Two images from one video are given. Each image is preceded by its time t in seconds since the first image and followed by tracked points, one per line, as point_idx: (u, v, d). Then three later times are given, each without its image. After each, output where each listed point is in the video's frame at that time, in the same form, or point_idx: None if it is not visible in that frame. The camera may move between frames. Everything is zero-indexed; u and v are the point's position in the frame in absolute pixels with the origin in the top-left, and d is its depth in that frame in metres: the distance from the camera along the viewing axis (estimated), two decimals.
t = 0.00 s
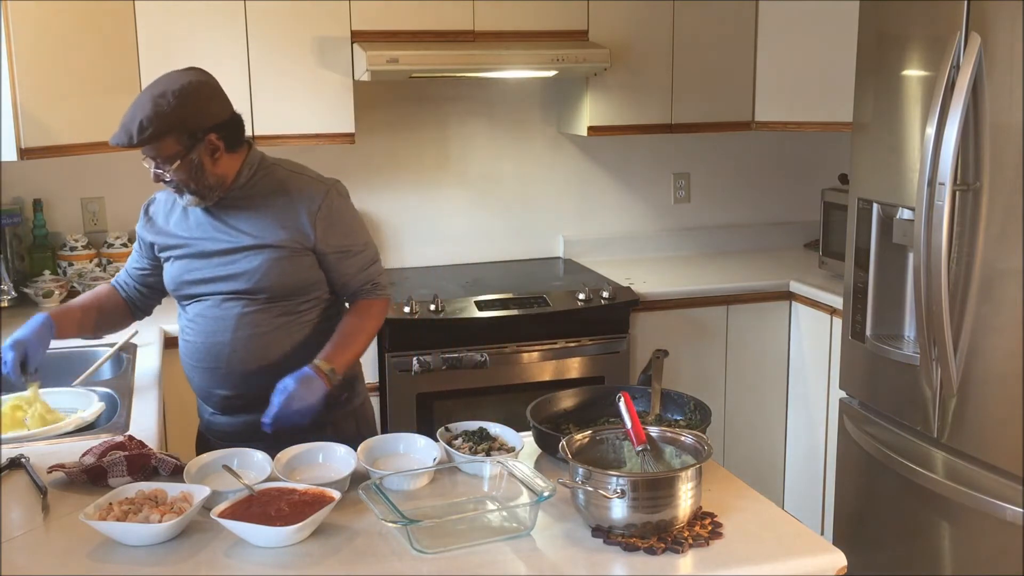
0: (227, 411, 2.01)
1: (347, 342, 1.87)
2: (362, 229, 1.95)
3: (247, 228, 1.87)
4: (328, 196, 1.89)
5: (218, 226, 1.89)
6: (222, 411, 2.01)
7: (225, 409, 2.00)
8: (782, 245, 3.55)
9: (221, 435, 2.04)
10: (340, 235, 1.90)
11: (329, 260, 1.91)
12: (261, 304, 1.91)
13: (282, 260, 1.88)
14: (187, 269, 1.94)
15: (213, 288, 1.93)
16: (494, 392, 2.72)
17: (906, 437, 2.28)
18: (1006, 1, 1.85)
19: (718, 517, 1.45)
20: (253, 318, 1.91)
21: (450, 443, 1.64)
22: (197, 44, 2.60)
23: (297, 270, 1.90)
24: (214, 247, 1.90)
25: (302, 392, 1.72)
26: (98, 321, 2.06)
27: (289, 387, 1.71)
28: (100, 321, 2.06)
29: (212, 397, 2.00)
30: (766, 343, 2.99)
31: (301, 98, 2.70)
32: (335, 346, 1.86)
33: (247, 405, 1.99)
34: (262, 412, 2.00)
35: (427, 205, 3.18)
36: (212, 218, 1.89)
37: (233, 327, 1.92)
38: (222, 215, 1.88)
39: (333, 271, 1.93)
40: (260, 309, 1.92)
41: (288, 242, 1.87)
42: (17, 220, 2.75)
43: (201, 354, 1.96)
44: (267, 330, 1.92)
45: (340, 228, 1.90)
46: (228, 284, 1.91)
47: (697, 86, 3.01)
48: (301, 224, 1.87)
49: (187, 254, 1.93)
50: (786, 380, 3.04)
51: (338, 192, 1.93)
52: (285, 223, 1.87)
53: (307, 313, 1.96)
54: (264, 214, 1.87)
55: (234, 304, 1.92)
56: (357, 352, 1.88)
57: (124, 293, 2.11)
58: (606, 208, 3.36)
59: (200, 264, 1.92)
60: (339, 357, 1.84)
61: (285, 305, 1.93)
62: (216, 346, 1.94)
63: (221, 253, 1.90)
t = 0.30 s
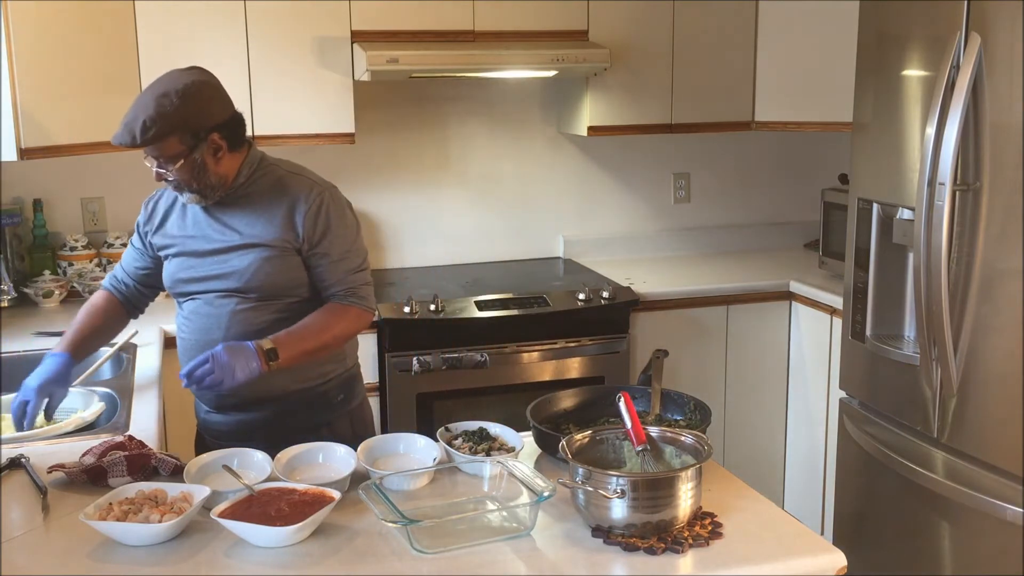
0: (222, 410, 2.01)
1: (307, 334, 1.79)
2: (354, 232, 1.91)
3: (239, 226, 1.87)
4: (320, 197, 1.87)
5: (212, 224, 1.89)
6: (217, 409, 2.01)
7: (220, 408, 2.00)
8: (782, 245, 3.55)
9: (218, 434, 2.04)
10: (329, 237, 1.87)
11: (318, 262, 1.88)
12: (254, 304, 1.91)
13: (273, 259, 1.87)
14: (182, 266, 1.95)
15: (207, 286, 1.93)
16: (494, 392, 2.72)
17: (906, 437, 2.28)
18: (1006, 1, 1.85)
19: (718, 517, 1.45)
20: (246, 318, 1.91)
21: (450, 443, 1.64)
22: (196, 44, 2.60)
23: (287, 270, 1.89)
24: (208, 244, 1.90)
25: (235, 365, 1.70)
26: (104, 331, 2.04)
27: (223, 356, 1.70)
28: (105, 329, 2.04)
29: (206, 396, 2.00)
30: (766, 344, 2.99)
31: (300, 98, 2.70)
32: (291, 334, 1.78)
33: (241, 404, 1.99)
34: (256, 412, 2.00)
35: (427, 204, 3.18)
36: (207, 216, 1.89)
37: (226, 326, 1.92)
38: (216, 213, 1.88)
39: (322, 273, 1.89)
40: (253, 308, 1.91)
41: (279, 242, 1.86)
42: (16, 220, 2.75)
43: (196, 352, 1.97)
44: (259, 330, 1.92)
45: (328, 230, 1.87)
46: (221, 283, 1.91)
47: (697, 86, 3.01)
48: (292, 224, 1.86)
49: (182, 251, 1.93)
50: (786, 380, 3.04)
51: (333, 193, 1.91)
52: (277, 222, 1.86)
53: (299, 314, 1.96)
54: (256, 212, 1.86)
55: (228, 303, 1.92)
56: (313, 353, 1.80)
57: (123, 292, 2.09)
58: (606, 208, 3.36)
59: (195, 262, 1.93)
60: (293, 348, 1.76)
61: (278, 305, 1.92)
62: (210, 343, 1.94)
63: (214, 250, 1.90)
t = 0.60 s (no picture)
0: (221, 410, 2.01)
1: (306, 332, 1.79)
2: (350, 231, 1.91)
3: (235, 227, 1.87)
4: (315, 197, 1.86)
5: (208, 225, 1.89)
6: (215, 410, 2.01)
7: (219, 408, 2.00)
8: (782, 245, 3.55)
9: (217, 435, 2.04)
10: (324, 237, 1.86)
11: (313, 263, 1.88)
12: (250, 304, 1.91)
13: (268, 260, 1.87)
14: (180, 267, 1.95)
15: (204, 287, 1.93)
16: (494, 391, 2.72)
17: (906, 437, 2.28)
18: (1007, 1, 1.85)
19: (718, 517, 1.45)
20: (243, 319, 1.91)
21: (450, 443, 1.64)
22: (197, 43, 2.60)
23: (283, 271, 1.89)
24: (204, 246, 1.90)
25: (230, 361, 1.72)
26: (107, 333, 2.06)
27: (217, 354, 1.72)
28: (108, 333, 2.06)
29: (205, 397, 2.00)
30: (766, 344, 2.99)
31: (300, 98, 2.70)
32: (290, 332, 1.79)
33: (239, 405, 1.99)
34: (255, 412, 2.00)
35: (427, 204, 3.18)
36: (203, 217, 1.89)
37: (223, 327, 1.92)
38: (211, 215, 1.88)
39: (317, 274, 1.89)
40: (249, 309, 1.91)
41: (273, 243, 1.86)
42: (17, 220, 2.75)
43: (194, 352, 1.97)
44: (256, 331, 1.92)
45: (323, 230, 1.86)
46: (218, 284, 1.91)
47: (697, 86, 3.01)
48: (287, 224, 1.86)
49: (179, 253, 1.93)
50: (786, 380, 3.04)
51: (328, 192, 1.90)
52: (271, 223, 1.86)
53: (296, 313, 1.96)
54: (251, 213, 1.86)
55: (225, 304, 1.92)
56: (312, 351, 1.81)
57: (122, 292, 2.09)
58: (606, 208, 3.36)
59: (192, 263, 1.93)
60: (291, 345, 1.77)
61: (275, 305, 1.93)
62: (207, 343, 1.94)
63: (210, 252, 1.90)
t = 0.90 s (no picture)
0: (220, 408, 2.01)
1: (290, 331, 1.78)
2: (343, 233, 1.89)
3: (233, 227, 1.87)
4: (311, 196, 1.86)
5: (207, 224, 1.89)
6: (216, 408, 2.01)
7: (218, 406, 2.00)
8: (782, 245, 3.55)
9: (218, 433, 2.04)
10: (317, 238, 1.85)
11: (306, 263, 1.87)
12: (248, 304, 1.91)
13: (264, 260, 1.87)
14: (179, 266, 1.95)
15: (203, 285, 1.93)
16: (494, 391, 2.72)
17: (906, 437, 2.28)
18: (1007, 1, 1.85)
19: (718, 517, 1.45)
20: (241, 318, 1.91)
21: (450, 443, 1.64)
22: (197, 44, 2.60)
23: (278, 271, 1.88)
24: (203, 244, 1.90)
25: (206, 350, 1.72)
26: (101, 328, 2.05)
27: (193, 342, 1.71)
28: (102, 327, 2.06)
29: (205, 395, 2.00)
30: (766, 344, 2.99)
31: (299, 98, 2.70)
32: (273, 328, 1.78)
33: (239, 403, 1.99)
34: (254, 410, 2.00)
35: (427, 204, 3.18)
36: (202, 216, 1.89)
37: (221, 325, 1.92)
38: (210, 214, 1.88)
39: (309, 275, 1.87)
40: (247, 308, 1.91)
41: (270, 242, 1.86)
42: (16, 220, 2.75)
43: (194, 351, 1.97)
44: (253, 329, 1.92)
45: (315, 228, 1.86)
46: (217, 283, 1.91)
47: (697, 86, 3.01)
48: (283, 223, 1.85)
49: (178, 251, 1.94)
50: (786, 380, 3.04)
51: (324, 193, 1.90)
52: (268, 222, 1.85)
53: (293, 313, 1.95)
54: (249, 212, 1.86)
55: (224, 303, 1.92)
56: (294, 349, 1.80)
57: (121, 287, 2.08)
58: (606, 208, 3.36)
59: (192, 262, 1.93)
60: (272, 340, 1.77)
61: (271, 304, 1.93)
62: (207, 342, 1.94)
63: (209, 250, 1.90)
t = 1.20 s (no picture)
0: (220, 405, 2.01)
1: (225, 328, 1.72)
2: (316, 236, 1.84)
3: (226, 225, 1.87)
4: (297, 195, 1.84)
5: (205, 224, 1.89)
6: (215, 405, 2.01)
7: (218, 403, 2.01)
8: (782, 245, 3.55)
9: (218, 431, 2.04)
10: (285, 242, 1.81)
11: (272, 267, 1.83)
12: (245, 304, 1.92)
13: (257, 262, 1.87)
14: (178, 266, 1.96)
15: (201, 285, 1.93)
16: (494, 391, 2.72)
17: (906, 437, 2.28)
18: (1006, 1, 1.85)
19: (718, 517, 1.45)
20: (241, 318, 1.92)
21: (450, 443, 1.64)
22: (197, 44, 2.61)
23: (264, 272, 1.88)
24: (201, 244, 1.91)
25: (137, 341, 1.66)
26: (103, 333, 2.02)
27: (126, 331, 1.66)
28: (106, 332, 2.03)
29: (205, 391, 2.00)
30: (766, 343, 2.99)
31: (299, 98, 2.70)
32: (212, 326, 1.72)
33: (238, 399, 1.99)
34: (253, 406, 2.00)
35: (427, 204, 3.18)
36: (199, 215, 1.90)
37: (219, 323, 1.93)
38: (206, 212, 1.89)
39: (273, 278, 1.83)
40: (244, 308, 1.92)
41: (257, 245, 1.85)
42: (16, 220, 2.75)
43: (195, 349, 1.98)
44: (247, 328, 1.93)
45: (289, 228, 1.82)
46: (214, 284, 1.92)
47: (697, 86, 3.01)
48: (264, 226, 1.83)
49: (178, 252, 1.94)
50: (786, 380, 3.04)
51: (313, 194, 1.88)
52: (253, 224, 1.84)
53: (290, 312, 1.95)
54: (238, 209, 1.85)
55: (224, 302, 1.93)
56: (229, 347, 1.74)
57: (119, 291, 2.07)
58: (606, 208, 3.36)
59: (191, 262, 1.94)
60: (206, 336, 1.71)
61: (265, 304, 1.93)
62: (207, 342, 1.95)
63: (207, 250, 1.90)
